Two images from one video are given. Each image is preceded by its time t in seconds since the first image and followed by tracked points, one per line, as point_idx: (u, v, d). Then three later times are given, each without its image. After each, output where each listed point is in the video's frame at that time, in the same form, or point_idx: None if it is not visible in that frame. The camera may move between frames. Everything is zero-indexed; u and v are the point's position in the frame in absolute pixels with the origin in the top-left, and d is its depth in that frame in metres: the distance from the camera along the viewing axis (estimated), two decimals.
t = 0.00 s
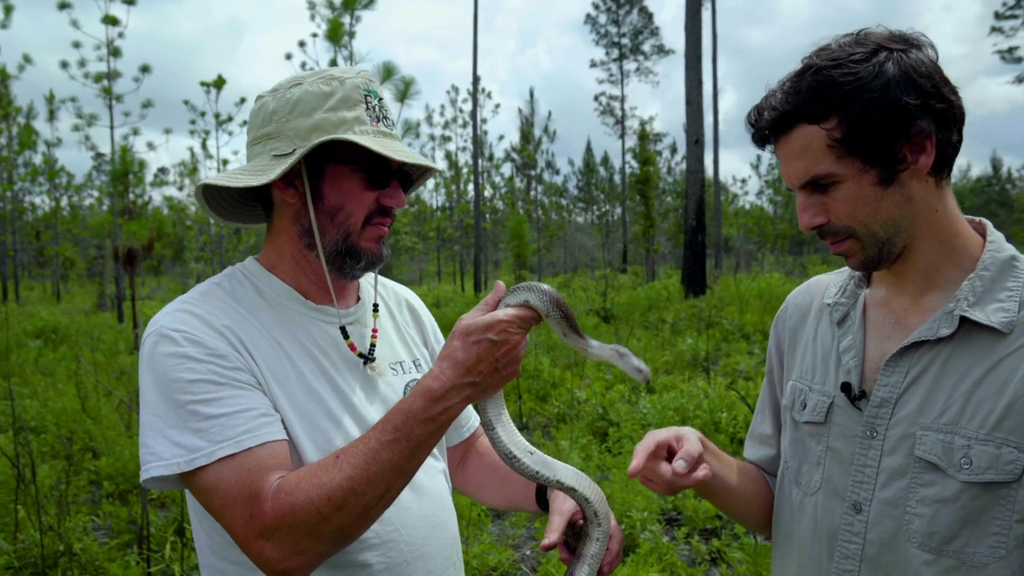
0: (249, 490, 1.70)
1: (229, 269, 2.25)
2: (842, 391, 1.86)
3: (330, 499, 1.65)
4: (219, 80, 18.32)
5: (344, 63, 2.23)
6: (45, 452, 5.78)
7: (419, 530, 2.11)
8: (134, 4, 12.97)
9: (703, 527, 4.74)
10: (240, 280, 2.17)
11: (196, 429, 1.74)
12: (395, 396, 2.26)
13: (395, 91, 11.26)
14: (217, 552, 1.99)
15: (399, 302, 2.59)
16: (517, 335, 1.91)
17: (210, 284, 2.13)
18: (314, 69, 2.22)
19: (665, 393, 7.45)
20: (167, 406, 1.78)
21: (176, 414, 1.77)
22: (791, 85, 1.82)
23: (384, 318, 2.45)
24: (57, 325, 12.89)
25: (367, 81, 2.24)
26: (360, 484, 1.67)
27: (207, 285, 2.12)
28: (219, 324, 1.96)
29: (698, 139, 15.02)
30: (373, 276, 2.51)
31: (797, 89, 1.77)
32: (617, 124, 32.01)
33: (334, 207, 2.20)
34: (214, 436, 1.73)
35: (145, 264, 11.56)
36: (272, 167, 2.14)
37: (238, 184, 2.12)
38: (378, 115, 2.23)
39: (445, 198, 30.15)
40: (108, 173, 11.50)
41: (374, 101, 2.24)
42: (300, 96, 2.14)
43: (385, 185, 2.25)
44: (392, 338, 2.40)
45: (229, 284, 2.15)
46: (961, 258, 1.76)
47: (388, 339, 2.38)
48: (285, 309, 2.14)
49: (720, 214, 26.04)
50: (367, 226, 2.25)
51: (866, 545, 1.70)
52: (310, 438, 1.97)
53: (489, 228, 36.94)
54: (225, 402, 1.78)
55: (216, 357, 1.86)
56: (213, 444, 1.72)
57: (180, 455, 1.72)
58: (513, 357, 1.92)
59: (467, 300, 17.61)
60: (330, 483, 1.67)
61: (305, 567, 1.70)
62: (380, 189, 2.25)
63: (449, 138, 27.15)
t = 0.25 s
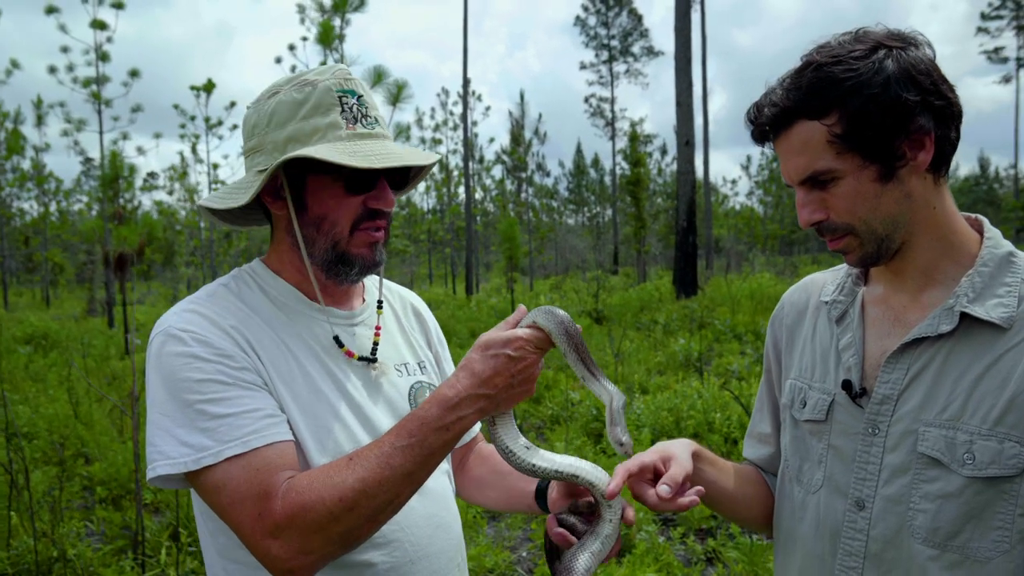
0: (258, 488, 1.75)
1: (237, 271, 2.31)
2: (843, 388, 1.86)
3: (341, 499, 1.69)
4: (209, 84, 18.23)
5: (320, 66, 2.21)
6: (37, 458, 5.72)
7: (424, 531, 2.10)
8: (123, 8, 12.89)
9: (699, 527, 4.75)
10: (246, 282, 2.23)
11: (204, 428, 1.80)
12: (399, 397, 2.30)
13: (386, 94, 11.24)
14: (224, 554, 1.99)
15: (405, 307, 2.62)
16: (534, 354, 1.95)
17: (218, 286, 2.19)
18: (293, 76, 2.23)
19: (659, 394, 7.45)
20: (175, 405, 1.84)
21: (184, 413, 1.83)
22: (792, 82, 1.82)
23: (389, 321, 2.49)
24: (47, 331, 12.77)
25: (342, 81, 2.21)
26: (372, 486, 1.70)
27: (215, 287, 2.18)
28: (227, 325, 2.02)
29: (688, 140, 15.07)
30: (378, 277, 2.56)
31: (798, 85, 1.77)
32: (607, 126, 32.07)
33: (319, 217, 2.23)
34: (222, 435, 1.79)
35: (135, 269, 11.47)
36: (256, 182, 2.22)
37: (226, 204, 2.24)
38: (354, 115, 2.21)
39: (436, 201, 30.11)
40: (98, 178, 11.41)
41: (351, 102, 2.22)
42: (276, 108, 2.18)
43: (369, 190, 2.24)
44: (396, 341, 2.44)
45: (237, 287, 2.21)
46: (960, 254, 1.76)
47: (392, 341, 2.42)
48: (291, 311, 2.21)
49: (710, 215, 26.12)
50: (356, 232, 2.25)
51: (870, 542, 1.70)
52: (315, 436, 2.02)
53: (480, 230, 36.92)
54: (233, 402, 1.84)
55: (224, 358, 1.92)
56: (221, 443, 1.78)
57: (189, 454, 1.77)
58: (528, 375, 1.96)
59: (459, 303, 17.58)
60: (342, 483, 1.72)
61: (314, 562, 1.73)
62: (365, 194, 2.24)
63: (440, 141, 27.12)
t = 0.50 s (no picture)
0: (252, 491, 1.73)
1: (231, 271, 2.29)
2: (837, 391, 1.88)
3: (336, 502, 1.68)
4: (195, 83, 18.08)
5: (311, 69, 2.18)
6: (18, 459, 5.64)
7: (420, 530, 2.09)
8: (109, 5, 12.74)
9: (685, 529, 4.77)
10: (241, 282, 2.21)
11: (197, 430, 1.78)
12: (393, 397, 2.29)
13: (375, 95, 11.21)
14: (218, 554, 1.98)
15: (400, 306, 2.62)
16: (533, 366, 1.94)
17: (212, 285, 2.17)
18: (283, 78, 2.20)
19: (645, 397, 7.47)
20: (168, 407, 1.82)
21: (177, 415, 1.81)
22: (790, 86, 1.84)
23: (383, 319, 2.47)
24: (28, 331, 12.58)
25: (334, 85, 2.18)
26: (365, 489, 1.69)
27: (208, 286, 2.15)
28: (222, 327, 2.00)
29: (675, 144, 15.16)
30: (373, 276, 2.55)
31: (798, 88, 1.79)
32: (595, 129, 32.20)
33: (312, 223, 2.21)
34: (215, 438, 1.77)
35: (120, 268, 11.34)
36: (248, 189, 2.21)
37: (217, 213, 2.22)
38: (346, 122, 2.20)
39: (423, 203, 30.05)
40: (82, 176, 11.27)
41: (343, 108, 2.20)
42: (267, 113, 2.16)
43: (363, 197, 2.22)
44: (391, 340, 2.43)
45: (231, 286, 2.19)
46: (953, 259, 1.79)
47: (387, 340, 2.41)
48: (286, 312, 2.20)
49: (696, 219, 26.27)
50: (350, 238, 2.24)
51: (863, 543, 1.72)
52: (309, 437, 2.01)
53: (467, 232, 36.90)
54: (227, 405, 1.82)
55: (219, 360, 1.90)
56: (214, 446, 1.76)
57: (182, 456, 1.76)
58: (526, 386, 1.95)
59: (445, 305, 17.54)
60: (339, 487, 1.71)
61: (312, 564, 1.72)
62: (359, 202, 2.22)
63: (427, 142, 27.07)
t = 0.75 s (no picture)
0: (246, 494, 1.71)
1: (225, 271, 2.28)
2: (829, 390, 1.90)
3: (331, 506, 1.66)
4: (179, 83, 17.91)
5: (291, 69, 2.15)
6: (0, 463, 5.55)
7: (415, 532, 2.09)
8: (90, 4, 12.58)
9: (673, 529, 4.79)
10: (234, 283, 2.19)
11: (189, 433, 1.75)
12: (388, 398, 2.28)
13: (361, 96, 11.16)
14: (213, 557, 1.96)
15: (394, 305, 2.63)
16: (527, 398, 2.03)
17: (205, 287, 2.15)
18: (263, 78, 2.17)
19: (633, 397, 7.49)
20: (160, 409, 1.79)
21: (169, 417, 1.78)
22: (787, 85, 1.87)
23: (377, 320, 2.47)
24: (9, 333, 12.39)
25: (312, 85, 2.14)
26: (362, 493, 1.67)
27: (201, 288, 2.13)
28: (215, 328, 1.98)
29: (660, 146, 15.24)
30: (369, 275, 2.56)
31: (793, 87, 1.83)
32: (581, 131, 32.29)
33: (295, 225, 2.19)
34: (207, 440, 1.74)
35: (103, 270, 11.20)
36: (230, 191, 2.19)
37: (200, 216, 2.21)
38: (324, 123, 2.16)
39: (409, 204, 29.96)
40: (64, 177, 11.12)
41: (321, 108, 2.16)
42: (248, 115, 2.14)
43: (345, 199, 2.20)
44: (385, 341, 2.42)
45: (224, 287, 2.17)
46: (943, 259, 1.80)
47: (382, 340, 2.41)
48: (279, 313, 2.18)
49: (681, 220, 26.42)
50: (332, 239, 2.22)
51: (856, 542, 1.73)
52: (304, 439, 1.99)
53: (453, 234, 36.83)
54: (219, 407, 1.80)
55: (212, 361, 1.88)
56: (206, 449, 1.73)
57: (174, 460, 1.73)
58: (522, 406, 2.00)
59: (432, 306, 17.50)
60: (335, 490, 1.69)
61: (306, 568, 1.69)
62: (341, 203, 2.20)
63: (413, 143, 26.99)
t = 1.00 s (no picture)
0: (244, 495, 1.68)
1: (218, 271, 2.26)
2: (824, 391, 1.91)
3: (335, 506, 1.64)
4: (166, 83, 17.76)
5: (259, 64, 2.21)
6: None
7: (411, 535, 2.08)
8: (75, 3, 12.45)
9: (662, 530, 4.79)
10: (228, 284, 2.16)
11: (184, 435, 1.73)
12: (384, 399, 2.25)
13: (349, 96, 11.12)
14: (208, 558, 1.94)
15: (389, 305, 2.62)
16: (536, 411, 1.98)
17: (198, 287, 2.12)
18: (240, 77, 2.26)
19: (621, 398, 7.50)
20: (155, 410, 1.77)
21: (165, 419, 1.76)
22: (784, 83, 1.87)
23: (371, 320, 2.45)
24: None
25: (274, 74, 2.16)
26: (365, 493, 1.65)
27: (195, 288, 2.11)
28: (209, 328, 1.96)
29: (648, 147, 15.30)
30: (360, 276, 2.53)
31: (792, 85, 1.83)
32: (569, 132, 32.36)
33: (268, 216, 2.25)
34: (203, 442, 1.72)
35: (88, 270, 11.08)
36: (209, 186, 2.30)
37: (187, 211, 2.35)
38: (286, 109, 2.16)
39: (397, 205, 29.88)
40: (48, 177, 10.98)
41: (284, 95, 2.17)
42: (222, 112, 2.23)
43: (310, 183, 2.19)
44: (380, 341, 2.40)
45: (218, 288, 2.14)
46: (939, 259, 1.81)
47: (376, 340, 2.39)
48: (273, 314, 2.16)
49: (669, 222, 26.54)
50: (303, 228, 2.23)
51: (852, 542, 1.74)
52: (300, 441, 1.97)
53: (441, 235, 36.77)
54: (216, 408, 1.77)
55: (208, 362, 1.86)
56: (203, 450, 1.70)
57: (171, 462, 1.70)
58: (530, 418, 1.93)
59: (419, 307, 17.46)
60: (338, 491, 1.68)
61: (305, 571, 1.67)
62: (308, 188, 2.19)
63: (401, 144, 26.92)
